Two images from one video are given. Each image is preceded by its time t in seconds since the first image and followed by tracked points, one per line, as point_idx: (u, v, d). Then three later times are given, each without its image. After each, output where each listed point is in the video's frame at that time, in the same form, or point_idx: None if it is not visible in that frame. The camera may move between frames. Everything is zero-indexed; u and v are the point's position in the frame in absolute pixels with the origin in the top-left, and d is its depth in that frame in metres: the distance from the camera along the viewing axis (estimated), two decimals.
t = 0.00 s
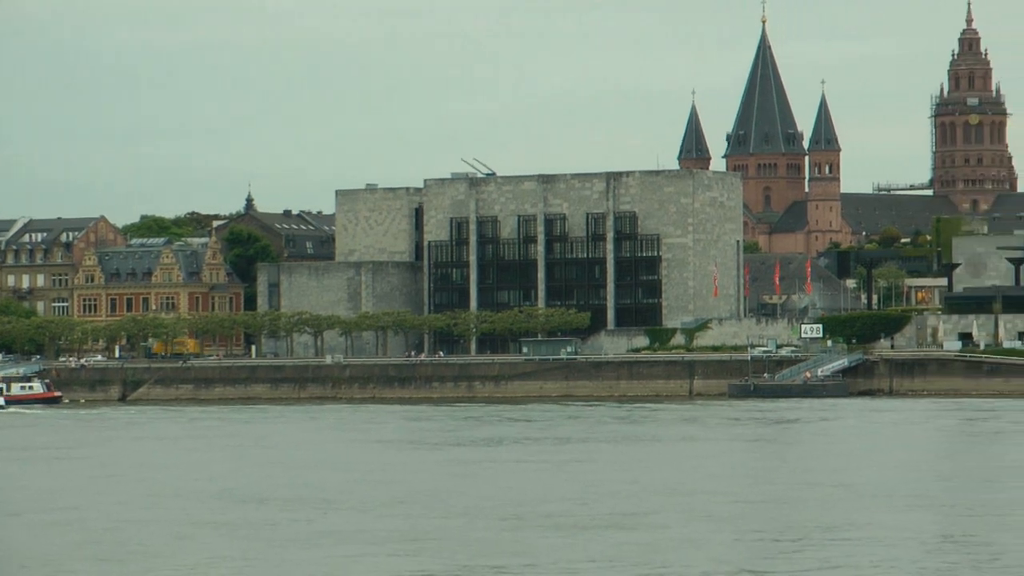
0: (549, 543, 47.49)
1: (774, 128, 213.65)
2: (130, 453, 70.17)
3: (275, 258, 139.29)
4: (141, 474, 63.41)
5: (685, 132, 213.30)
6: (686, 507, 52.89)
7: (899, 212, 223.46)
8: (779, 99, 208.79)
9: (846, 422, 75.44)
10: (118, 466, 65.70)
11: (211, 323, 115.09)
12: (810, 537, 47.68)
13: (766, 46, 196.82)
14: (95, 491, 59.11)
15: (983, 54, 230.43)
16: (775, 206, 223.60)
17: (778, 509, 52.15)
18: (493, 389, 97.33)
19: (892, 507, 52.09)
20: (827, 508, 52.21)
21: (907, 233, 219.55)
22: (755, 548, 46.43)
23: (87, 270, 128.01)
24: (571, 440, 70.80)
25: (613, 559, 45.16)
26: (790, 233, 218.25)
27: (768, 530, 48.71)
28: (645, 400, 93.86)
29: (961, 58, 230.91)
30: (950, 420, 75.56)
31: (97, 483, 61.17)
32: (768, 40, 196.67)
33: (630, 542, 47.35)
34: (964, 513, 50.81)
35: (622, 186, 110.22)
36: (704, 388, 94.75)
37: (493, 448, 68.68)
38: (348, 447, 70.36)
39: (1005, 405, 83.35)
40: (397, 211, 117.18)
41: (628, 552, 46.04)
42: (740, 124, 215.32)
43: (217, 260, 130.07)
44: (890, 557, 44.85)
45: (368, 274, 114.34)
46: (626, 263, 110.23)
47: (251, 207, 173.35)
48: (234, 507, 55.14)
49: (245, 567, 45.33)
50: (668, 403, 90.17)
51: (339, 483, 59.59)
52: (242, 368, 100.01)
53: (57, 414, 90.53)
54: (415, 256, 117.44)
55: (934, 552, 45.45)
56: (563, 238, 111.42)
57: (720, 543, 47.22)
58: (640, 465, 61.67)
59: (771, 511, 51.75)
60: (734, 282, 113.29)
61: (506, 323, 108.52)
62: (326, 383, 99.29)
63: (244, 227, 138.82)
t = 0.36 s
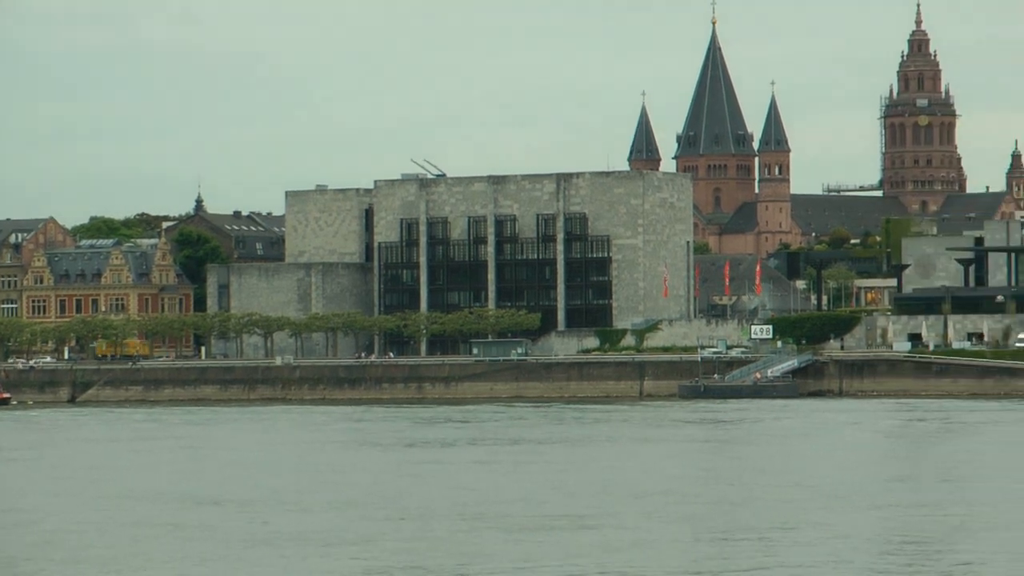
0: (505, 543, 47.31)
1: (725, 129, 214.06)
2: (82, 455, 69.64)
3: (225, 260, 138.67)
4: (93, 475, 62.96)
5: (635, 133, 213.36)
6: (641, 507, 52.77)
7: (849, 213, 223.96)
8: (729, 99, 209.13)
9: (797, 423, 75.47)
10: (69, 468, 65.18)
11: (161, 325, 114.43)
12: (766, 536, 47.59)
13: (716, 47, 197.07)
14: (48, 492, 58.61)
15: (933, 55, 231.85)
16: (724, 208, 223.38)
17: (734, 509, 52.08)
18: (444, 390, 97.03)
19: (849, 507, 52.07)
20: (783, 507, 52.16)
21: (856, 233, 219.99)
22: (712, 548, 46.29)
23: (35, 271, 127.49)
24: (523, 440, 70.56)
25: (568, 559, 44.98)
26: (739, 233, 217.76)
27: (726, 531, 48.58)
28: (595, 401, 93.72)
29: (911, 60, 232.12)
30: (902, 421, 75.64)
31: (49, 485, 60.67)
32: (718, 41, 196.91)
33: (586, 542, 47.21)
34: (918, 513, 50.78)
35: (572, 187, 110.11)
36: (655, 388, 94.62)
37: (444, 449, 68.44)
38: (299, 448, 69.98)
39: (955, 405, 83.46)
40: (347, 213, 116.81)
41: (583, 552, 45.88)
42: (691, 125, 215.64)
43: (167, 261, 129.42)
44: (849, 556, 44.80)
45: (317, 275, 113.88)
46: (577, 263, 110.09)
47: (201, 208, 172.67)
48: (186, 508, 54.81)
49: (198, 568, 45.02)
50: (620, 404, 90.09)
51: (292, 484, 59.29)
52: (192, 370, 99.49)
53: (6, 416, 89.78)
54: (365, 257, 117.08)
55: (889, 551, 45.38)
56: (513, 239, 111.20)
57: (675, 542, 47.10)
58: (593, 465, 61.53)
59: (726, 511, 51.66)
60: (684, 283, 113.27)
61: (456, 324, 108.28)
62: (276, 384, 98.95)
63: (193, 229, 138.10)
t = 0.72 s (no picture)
0: (452, 543, 47.04)
1: (671, 129, 214.27)
2: (27, 456, 69.15)
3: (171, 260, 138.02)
4: (38, 476, 62.47)
5: (582, 134, 213.39)
6: (588, 507, 52.55)
7: (795, 213, 224.27)
8: (676, 99, 209.31)
9: (745, 423, 75.46)
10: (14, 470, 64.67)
11: (106, 325, 113.71)
12: (714, 536, 47.42)
13: (663, 47, 197.10)
14: None
15: (879, 56, 232.27)
16: (671, 209, 223.69)
17: (684, 508, 51.95)
18: (390, 390, 96.76)
19: (798, 506, 52.03)
20: (733, 507, 52.07)
21: (803, 233, 220.33)
22: (663, 548, 46.15)
23: None
24: (472, 441, 70.34)
25: (517, 559, 44.76)
26: (686, 233, 218.12)
27: (676, 530, 48.46)
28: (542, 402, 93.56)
29: (856, 60, 232.55)
30: (849, 420, 75.71)
31: None
32: (665, 42, 197.05)
33: (533, 543, 46.96)
34: (865, 512, 50.66)
35: (519, 187, 109.86)
36: (602, 389, 94.43)
37: (392, 449, 68.17)
38: (246, 449, 69.56)
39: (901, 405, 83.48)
40: (294, 213, 116.27)
41: (529, 552, 45.65)
42: (637, 125, 215.87)
43: (113, 262, 128.68)
44: (798, 555, 44.74)
45: (263, 275, 113.34)
46: (524, 264, 109.82)
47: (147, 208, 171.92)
48: (129, 509, 54.36)
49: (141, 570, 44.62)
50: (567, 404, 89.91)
51: (236, 485, 58.91)
52: (137, 371, 98.85)
53: None
54: (312, 258, 116.57)
55: (836, 551, 45.23)
56: (460, 239, 110.84)
57: (623, 543, 46.87)
58: (540, 466, 61.27)
59: (673, 511, 51.46)
60: (631, 283, 113.15)
61: (403, 324, 107.82)
62: (222, 385, 98.43)
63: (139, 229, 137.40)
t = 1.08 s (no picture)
0: (386, 544, 46.66)
1: (607, 130, 214.41)
2: None
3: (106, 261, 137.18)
4: None
5: (518, 133, 213.27)
6: (526, 507, 52.26)
7: (730, 214, 224.50)
8: (611, 99, 209.52)
9: (681, 423, 75.35)
10: None
11: (39, 325, 112.83)
12: (653, 536, 47.19)
13: (599, 48, 197.20)
14: None
15: (814, 56, 233.70)
16: (607, 209, 223.87)
17: (623, 508, 51.73)
18: (325, 391, 96.35)
19: (737, 506, 51.89)
20: (672, 507, 51.87)
21: (738, 234, 220.74)
22: (603, 548, 45.89)
23: None
24: (409, 441, 70.00)
25: (457, 560, 44.45)
26: (622, 233, 218.27)
27: (616, 530, 48.22)
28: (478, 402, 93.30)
29: (793, 61, 234.02)
30: (786, 420, 75.70)
31: None
32: (601, 42, 197.14)
33: (469, 543, 46.62)
34: (802, 512, 50.50)
35: (455, 187, 109.58)
36: (538, 389, 94.23)
37: (328, 450, 67.76)
38: (180, 450, 69.01)
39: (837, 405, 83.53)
40: (229, 213, 115.65)
41: (466, 553, 45.31)
42: (573, 125, 215.95)
43: (46, 262, 127.77)
44: (738, 555, 44.56)
45: (198, 275, 112.68)
46: (460, 264, 109.49)
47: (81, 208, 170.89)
48: (65, 510, 53.82)
49: (74, 572, 44.05)
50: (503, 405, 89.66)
51: (170, 486, 58.36)
52: (71, 371, 98.11)
53: None
54: (247, 258, 115.90)
55: (773, 550, 45.07)
56: (395, 239, 110.42)
57: (558, 543, 46.59)
58: (477, 467, 60.95)
59: (610, 511, 51.21)
60: (567, 284, 113.03)
61: (338, 324, 107.36)
62: (157, 385, 97.73)
63: (73, 230, 136.48)
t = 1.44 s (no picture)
0: (339, 545, 46.46)
1: (557, 131, 214.52)
2: None
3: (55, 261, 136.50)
4: None
5: (468, 134, 213.10)
6: (479, 507, 52.13)
7: (679, 214, 224.48)
8: (562, 99, 209.62)
9: (633, 424, 75.35)
10: None
11: None
12: (607, 536, 47.12)
13: (549, 48, 197.18)
14: None
15: (763, 57, 233.44)
16: (557, 210, 223.98)
17: (575, 509, 51.69)
18: (275, 391, 96.04)
19: (690, 506, 51.90)
20: (624, 507, 51.89)
21: (688, 235, 220.91)
22: (555, 547, 45.84)
23: None
24: (359, 441, 69.85)
25: (410, 559, 44.37)
26: (572, 234, 218.40)
27: (569, 530, 48.19)
28: (428, 402, 93.12)
29: (742, 61, 233.29)
30: (737, 420, 75.82)
31: None
32: (551, 42, 197.14)
33: (422, 543, 46.46)
34: (756, 513, 50.51)
35: (405, 187, 109.31)
36: (488, 389, 94.07)
37: (278, 449, 67.55)
38: (131, 449, 68.64)
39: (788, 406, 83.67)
40: (179, 213, 115.17)
41: (420, 553, 45.16)
42: (523, 126, 216.07)
43: None
44: (692, 554, 44.57)
45: (148, 276, 112.14)
46: (410, 264, 109.22)
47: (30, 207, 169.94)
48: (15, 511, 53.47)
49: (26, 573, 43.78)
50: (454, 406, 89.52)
51: (120, 487, 58.02)
52: (20, 371, 97.55)
53: None
54: (196, 257, 115.45)
55: (728, 550, 45.04)
56: (345, 239, 110.08)
57: (512, 543, 46.48)
58: (429, 467, 60.79)
59: (564, 512, 51.16)
60: (516, 285, 112.90)
61: (289, 324, 106.98)
62: (106, 385, 97.27)
63: (22, 229, 135.72)
